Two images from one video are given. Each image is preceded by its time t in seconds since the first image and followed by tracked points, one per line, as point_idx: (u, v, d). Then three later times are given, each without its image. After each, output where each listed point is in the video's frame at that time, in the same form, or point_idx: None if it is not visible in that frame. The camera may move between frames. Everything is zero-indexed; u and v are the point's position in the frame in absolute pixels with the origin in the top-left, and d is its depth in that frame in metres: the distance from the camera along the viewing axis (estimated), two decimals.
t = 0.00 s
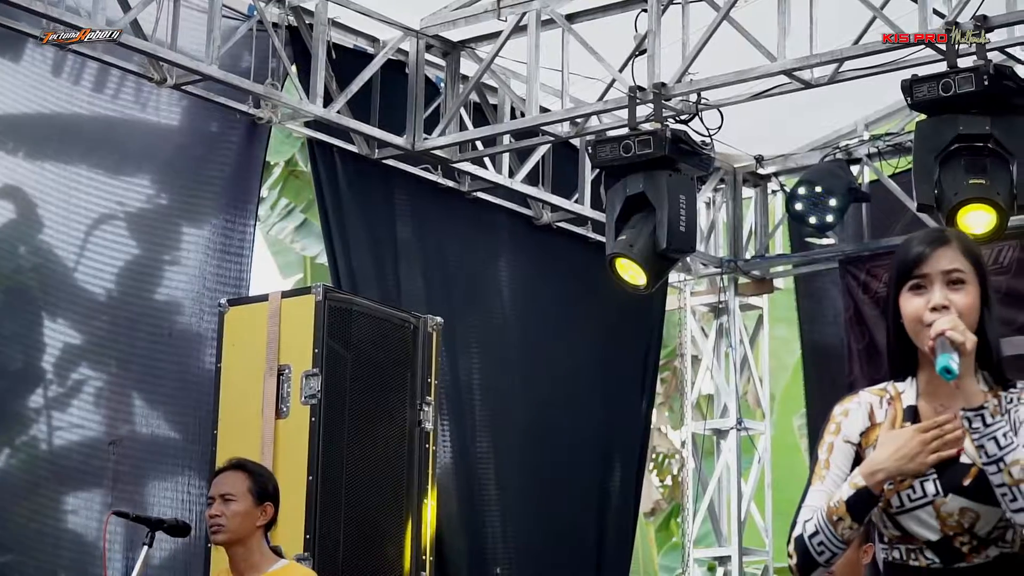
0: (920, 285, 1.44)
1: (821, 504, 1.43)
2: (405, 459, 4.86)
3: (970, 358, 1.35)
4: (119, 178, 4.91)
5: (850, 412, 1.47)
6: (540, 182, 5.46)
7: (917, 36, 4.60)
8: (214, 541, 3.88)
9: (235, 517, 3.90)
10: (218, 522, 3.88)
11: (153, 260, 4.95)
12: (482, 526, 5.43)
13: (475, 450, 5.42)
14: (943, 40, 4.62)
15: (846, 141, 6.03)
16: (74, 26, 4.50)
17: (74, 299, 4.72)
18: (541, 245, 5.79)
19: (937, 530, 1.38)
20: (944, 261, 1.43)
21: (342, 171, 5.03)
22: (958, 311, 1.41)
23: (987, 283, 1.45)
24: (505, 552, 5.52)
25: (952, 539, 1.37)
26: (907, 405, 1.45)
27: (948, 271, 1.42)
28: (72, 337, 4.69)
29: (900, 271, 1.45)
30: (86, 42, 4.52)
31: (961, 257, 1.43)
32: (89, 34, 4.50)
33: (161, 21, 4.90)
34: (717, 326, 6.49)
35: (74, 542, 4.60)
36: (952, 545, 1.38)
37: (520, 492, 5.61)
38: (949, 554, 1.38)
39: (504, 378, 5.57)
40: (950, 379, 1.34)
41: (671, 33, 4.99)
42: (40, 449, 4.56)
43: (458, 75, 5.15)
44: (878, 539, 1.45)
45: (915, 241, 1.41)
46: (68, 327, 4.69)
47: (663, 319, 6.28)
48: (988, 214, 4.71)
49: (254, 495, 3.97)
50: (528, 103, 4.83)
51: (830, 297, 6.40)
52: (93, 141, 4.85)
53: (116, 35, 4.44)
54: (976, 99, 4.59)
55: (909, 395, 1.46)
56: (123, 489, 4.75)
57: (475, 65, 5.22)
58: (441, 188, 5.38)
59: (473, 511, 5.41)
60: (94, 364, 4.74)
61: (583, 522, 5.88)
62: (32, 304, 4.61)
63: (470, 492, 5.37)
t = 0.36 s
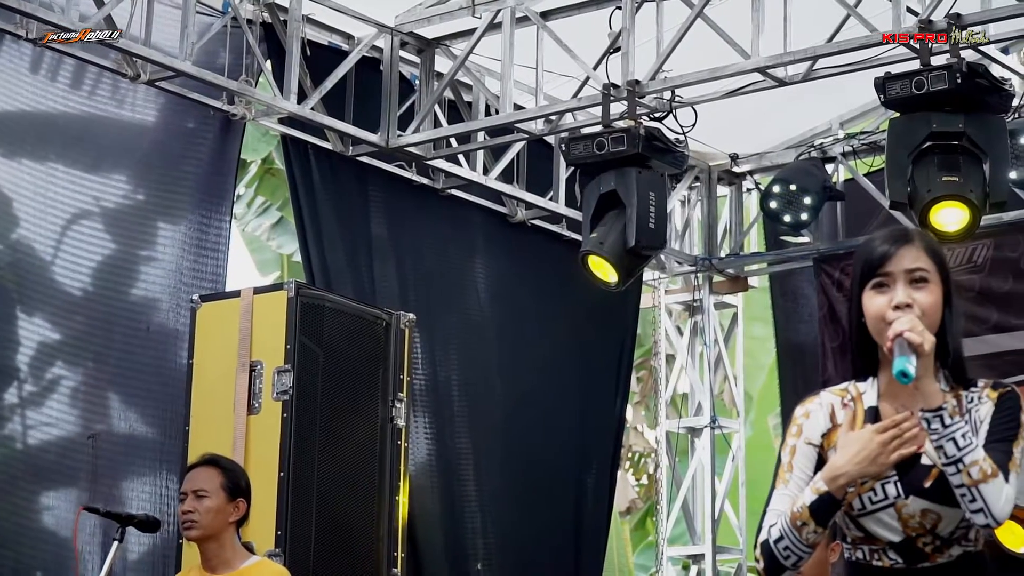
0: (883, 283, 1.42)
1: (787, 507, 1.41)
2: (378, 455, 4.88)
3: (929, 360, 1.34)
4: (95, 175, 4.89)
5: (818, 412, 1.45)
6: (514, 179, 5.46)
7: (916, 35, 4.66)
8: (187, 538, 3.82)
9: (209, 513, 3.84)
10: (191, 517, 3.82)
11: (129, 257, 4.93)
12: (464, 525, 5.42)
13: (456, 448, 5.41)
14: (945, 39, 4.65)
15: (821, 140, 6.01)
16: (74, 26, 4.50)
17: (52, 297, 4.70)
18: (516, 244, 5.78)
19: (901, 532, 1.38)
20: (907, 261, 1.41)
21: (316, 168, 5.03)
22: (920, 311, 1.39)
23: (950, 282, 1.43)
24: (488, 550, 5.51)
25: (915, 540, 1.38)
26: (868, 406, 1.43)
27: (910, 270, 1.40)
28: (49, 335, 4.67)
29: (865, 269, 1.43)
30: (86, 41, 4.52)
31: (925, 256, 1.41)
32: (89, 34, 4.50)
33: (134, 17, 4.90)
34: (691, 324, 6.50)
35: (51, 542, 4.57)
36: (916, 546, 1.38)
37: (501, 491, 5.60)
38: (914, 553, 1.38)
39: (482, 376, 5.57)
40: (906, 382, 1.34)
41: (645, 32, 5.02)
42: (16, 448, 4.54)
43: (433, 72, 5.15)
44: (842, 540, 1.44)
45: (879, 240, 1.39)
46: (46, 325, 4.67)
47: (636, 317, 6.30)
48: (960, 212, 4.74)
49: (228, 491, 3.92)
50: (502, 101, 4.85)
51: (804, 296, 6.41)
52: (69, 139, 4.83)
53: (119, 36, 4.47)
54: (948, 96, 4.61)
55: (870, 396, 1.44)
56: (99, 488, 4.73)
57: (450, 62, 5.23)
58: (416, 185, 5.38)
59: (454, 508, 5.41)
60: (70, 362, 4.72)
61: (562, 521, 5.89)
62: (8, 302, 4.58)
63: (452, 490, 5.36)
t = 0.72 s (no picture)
0: (841, 274, 1.45)
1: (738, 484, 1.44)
2: (345, 450, 4.87)
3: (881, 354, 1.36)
4: (66, 172, 4.88)
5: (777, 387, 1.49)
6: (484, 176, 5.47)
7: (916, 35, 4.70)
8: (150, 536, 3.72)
9: (173, 511, 3.74)
10: (155, 515, 3.72)
11: (99, 253, 4.91)
12: (439, 523, 5.40)
13: (429, 446, 5.39)
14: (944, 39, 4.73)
15: (791, 138, 5.94)
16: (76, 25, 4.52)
17: (22, 293, 4.69)
18: (485, 240, 5.78)
19: (853, 520, 1.38)
20: (864, 251, 1.44)
21: (285, 164, 5.01)
22: (875, 302, 1.42)
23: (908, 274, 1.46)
24: (464, 548, 5.49)
25: (868, 529, 1.38)
26: (826, 395, 1.47)
27: (865, 261, 1.43)
28: (19, 331, 4.66)
29: (823, 263, 1.46)
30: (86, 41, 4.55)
31: (880, 248, 1.43)
32: (90, 34, 4.54)
33: (103, 12, 4.89)
34: (660, 320, 6.46)
35: (19, 537, 4.57)
36: (868, 535, 1.39)
37: (476, 489, 5.59)
38: (866, 544, 1.38)
39: (454, 375, 5.55)
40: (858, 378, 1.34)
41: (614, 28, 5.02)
42: None
43: (402, 68, 5.15)
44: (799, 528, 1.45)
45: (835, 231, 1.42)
46: (15, 321, 4.65)
47: (605, 315, 6.28)
48: (930, 208, 4.72)
49: (193, 489, 3.82)
50: (471, 97, 4.85)
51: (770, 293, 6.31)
52: (40, 135, 4.82)
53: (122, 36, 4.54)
54: (917, 93, 4.62)
55: (828, 384, 1.48)
56: (69, 484, 4.71)
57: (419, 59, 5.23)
58: (386, 181, 5.37)
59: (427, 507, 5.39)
60: (40, 358, 4.71)
61: (537, 519, 5.88)
62: None
63: (426, 488, 5.34)
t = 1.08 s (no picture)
0: (797, 265, 1.55)
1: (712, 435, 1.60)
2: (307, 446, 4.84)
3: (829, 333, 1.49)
4: (31, 170, 4.85)
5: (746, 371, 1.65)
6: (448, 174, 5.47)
7: (916, 35, 4.78)
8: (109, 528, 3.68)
9: (129, 504, 3.72)
10: (112, 508, 3.70)
11: (65, 251, 4.88)
12: (407, 519, 5.37)
13: (396, 444, 5.36)
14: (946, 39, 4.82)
15: (756, 137, 5.90)
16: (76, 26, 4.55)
17: None
18: (448, 239, 5.76)
19: (811, 507, 1.51)
20: (818, 243, 1.54)
21: (250, 162, 5.02)
22: (830, 291, 1.52)
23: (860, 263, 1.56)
24: (433, 545, 5.47)
25: (825, 516, 1.51)
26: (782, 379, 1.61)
27: (822, 253, 1.53)
28: None
29: (778, 251, 1.56)
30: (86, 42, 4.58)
31: (834, 239, 1.54)
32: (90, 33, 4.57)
33: (68, 8, 4.84)
34: (625, 319, 6.44)
35: None
36: (824, 522, 1.51)
37: (445, 487, 5.57)
38: (822, 532, 1.52)
39: (421, 373, 5.54)
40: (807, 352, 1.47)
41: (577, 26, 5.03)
42: None
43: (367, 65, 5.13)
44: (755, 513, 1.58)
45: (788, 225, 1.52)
46: None
47: (570, 315, 6.25)
48: (893, 206, 4.71)
49: (149, 483, 3.80)
50: (435, 94, 4.86)
51: (734, 291, 6.22)
52: (6, 132, 4.79)
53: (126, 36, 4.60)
54: (880, 91, 4.62)
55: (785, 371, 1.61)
56: (33, 482, 4.68)
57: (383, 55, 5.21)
58: (350, 179, 5.37)
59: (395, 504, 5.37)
60: (4, 356, 4.68)
61: (507, 517, 5.85)
62: None
63: (394, 485, 5.31)
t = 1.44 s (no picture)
0: (755, 261, 1.55)
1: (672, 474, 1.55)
2: (268, 444, 4.84)
3: (792, 328, 1.49)
4: None
5: (694, 392, 1.59)
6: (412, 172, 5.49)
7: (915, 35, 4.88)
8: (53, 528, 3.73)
9: (76, 505, 3.76)
10: (58, 508, 3.74)
11: (31, 248, 4.86)
12: (371, 517, 5.37)
13: (361, 442, 5.36)
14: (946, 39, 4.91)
15: (720, 136, 5.99)
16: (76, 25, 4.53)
17: None
18: (407, 238, 5.71)
19: (767, 515, 1.51)
20: (778, 241, 1.54)
21: (213, 158, 5.00)
22: (790, 287, 1.52)
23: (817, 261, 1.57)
24: (397, 543, 5.46)
25: (780, 524, 1.51)
26: (737, 388, 1.58)
27: (781, 250, 1.53)
28: None
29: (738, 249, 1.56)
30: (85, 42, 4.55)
31: (793, 237, 1.54)
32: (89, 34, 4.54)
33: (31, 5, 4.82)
34: (589, 319, 6.50)
35: None
36: (780, 530, 1.51)
37: (411, 486, 5.57)
38: (778, 538, 1.52)
39: (388, 372, 5.54)
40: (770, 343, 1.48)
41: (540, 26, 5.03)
42: None
43: (331, 64, 5.15)
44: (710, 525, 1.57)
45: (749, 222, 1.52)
46: None
47: (534, 316, 6.22)
48: (856, 204, 4.70)
49: (95, 484, 3.85)
50: (398, 93, 4.85)
51: (698, 290, 6.24)
52: None
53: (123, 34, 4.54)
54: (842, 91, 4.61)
55: (740, 379, 1.59)
56: None
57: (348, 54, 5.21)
58: (314, 176, 5.36)
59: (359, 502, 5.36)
60: None
61: (473, 515, 5.84)
62: None
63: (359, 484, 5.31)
